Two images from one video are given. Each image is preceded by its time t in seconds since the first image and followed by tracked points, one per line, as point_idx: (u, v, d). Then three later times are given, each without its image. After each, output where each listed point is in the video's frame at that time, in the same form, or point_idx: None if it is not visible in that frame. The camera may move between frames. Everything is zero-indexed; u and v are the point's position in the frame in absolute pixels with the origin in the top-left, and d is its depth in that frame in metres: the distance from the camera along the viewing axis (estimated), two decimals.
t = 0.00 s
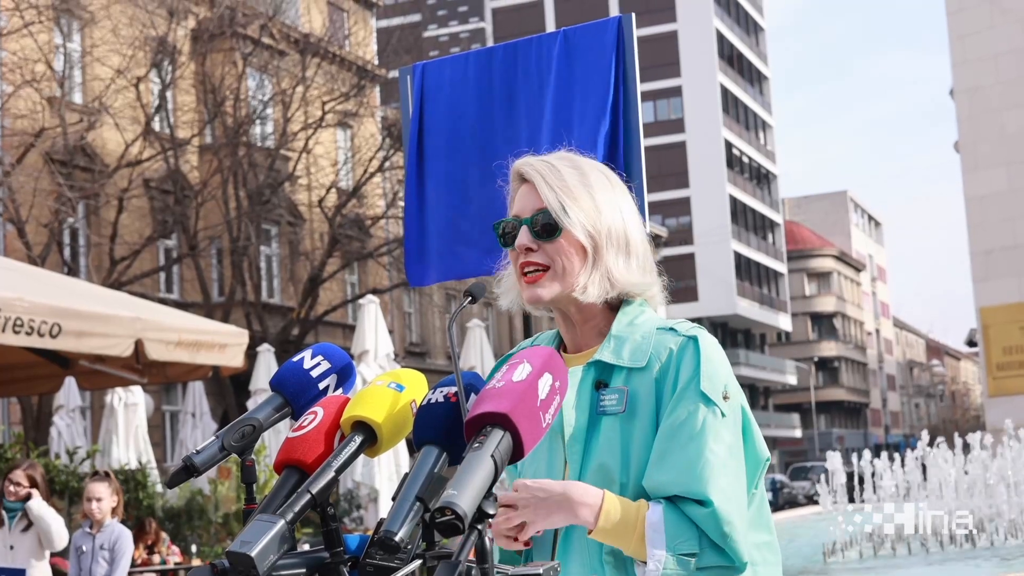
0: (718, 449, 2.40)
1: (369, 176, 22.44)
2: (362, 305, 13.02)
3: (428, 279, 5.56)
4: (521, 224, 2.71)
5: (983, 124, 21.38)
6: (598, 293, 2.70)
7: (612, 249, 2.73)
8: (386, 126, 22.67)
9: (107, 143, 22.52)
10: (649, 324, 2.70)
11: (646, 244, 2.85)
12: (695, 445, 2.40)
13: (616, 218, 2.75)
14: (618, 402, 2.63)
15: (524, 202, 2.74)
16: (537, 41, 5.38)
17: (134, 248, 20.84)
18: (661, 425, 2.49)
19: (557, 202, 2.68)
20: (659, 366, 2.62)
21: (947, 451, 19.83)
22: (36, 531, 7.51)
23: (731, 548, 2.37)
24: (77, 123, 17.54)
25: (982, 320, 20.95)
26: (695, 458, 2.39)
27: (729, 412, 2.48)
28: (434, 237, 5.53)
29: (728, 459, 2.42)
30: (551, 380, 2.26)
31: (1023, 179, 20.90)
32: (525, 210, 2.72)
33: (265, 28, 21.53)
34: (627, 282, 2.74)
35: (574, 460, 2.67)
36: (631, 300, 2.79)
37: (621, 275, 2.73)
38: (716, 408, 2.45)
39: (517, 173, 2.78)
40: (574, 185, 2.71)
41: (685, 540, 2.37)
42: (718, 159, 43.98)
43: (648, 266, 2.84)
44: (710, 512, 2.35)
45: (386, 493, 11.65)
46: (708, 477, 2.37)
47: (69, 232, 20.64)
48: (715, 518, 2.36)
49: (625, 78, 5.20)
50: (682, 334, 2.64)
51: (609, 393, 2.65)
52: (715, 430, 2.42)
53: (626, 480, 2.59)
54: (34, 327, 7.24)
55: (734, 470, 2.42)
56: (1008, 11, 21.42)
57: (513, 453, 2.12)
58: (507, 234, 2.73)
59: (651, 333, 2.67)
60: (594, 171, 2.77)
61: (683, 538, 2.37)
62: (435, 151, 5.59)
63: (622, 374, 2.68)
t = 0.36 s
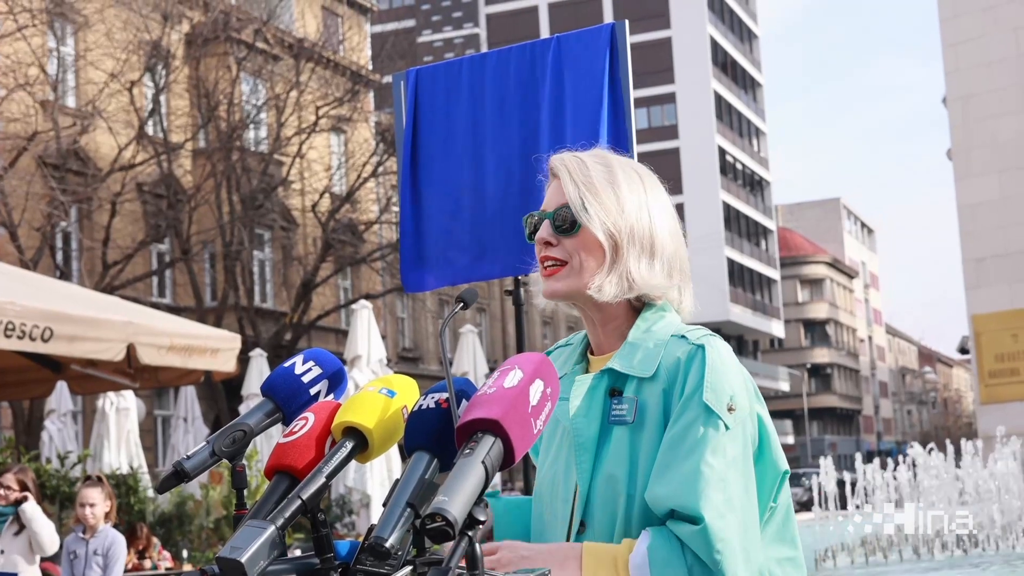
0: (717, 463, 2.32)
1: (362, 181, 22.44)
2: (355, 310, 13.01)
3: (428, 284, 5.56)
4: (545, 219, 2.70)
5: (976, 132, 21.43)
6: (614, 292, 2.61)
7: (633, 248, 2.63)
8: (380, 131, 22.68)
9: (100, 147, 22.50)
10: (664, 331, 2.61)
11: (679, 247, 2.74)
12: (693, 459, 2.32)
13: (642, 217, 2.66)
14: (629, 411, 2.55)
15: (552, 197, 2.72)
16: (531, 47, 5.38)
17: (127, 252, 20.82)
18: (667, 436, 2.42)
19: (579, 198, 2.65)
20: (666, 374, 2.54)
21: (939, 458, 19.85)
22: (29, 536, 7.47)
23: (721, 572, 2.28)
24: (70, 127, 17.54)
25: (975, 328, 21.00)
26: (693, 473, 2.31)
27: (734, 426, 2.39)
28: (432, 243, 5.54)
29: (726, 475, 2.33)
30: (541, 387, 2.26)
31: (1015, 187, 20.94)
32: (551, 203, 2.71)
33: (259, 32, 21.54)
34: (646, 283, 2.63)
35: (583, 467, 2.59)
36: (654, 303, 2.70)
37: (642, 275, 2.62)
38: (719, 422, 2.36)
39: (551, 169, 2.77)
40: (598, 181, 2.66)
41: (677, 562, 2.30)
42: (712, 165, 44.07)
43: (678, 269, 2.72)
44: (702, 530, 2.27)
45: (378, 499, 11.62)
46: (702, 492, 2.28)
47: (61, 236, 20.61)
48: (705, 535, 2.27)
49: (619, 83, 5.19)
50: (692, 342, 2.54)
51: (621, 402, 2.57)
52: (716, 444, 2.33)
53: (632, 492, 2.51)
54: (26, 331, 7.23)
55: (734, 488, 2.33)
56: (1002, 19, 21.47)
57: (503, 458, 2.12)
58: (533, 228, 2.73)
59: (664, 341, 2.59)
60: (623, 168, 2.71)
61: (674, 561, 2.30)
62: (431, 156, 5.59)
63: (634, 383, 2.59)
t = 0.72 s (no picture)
0: (710, 486, 2.25)
1: (348, 186, 22.43)
2: (340, 314, 12.99)
3: (413, 289, 5.52)
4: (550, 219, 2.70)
5: (961, 139, 21.48)
6: (601, 287, 2.55)
7: (624, 246, 2.54)
8: (366, 135, 22.65)
9: (84, 151, 22.43)
10: (673, 340, 2.50)
11: (691, 239, 2.58)
12: (687, 478, 2.26)
13: (638, 207, 2.55)
14: (630, 423, 2.47)
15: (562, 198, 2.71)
16: (516, 53, 5.43)
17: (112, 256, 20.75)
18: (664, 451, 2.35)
19: (574, 194, 2.62)
20: (669, 384, 2.44)
21: (923, 464, 19.92)
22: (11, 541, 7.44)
23: None
24: (55, 130, 17.48)
25: (959, 333, 21.14)
26: (686, 495, 2.25)
27: (733, 447, 2.31)
28: (417, 247, 5.50)
29: (721, 497, 2.26)
30: (525, 392, 2.28)
31: (1000, 193, 20.99)
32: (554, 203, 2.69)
33: (244, 36, 21.53)
34: (635, 277, 2.52)
35: (585, 475, 2.50)
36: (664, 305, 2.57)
37: (630, 268, 2.52)
38: (717, 443, 2.29)
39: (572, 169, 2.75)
40: (595, 174, 2.61)
41: None
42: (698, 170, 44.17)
43: (686, 264, 2.57)
44: (691, 556, 2.22)
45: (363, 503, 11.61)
46: (695, 517, 2.23)
47: (45, 240, 20.53)
48: (692, 560, 2.22)
49: (605, 89, 5.25)
50: (696, 355, 2.43)
51: (623, 412, 2.49)
52: (712, 467, 2.27)
53: (631, 506, 2.43)
54: (9, 335, 7.22)
55: (728, 512, 2.27)
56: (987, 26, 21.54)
57: (487, 465, 2.13)
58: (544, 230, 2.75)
59: (671, 351, 2.48)
60: (628, 159, 2.62)
61: None
62: (415, 160, 5.57)
63: (639, 395, 2.50)
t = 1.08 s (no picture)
0: (687, 495, 2.20)
1: (329, 188, 22.42)
2: (321, 316, 12.98)
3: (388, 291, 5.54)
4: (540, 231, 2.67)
5: (942, 143, 21.55)
6: (597, 295, 2.52)
7: (614, 253, 2.50)
8: (347, 137, 22.62)
9: (64, 151, 22.33)
10: (663, 345, 2.47)
11: (683, 241, 2.54)
12: (663, 488, 2.22)
13: (626, 213, 2.51)
14: (614, 428, 2.46)
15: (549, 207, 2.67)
16: (497, 55, 5.44)
17: (91, 257, 20.67)
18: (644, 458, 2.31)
19: (560, 204, 2.58)
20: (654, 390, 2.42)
21: (902, 467, 20.05)
22: None
23: None
24: (36, 130, 17.40)
25: (939, 337, 21.31)
26: (662, 503, 2.20)
27: (713, 456, 2.26)
28: (395, 249, 5.54)
29: (698, 507, 2.21)
30: (503, 395, 2.30)
31: (980, 199, 21.05)
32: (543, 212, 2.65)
33: (226, 37, 21.47)
34: (627, 283, 2.48)
35: (569, 476, 2.49)
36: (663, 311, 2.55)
37: (621, 274, 2.49)
38: (695, 452, 2.24)
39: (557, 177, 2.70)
40: (580, 181, 2.56)
41: None
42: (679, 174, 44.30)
43: (680, 268, 2.52)
44: (663, 567, 2.16)
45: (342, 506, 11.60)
46: (669, 526, 2.18)
47: (25, 241, 20.44)
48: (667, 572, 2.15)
49: (585, 93, 5.26)
50: (680, 361, 2.40)
51: (609, 417, 2.48)
52: (690, 476, 2.22)
53: (611, 511, 2.42)
54: None
55: (705, 523, 2.21)
56: (968, 31, 21.63)
57: (464, 467, 2.15)
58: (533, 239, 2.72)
59: (660, 355, 2.45)
60: (612, 161, 2.57)
61: None
62: (394, 163, 5.58)
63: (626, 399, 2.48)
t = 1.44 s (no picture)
0: (682, 504, 2.18)
1: (321, 188, 22.43)
2: (312, 316, 12.99)
3: (384, 290, 5.58)
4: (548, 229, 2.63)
5: (933, 144, 21.64)
6: (596, 296, 2.48)
7: (613, 255, 2.46)
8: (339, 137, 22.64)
9: (55, 151, 22.34)
10: (661, 349, 2.44)
11: (683, 244, 2.47)
12: (659, 495, 2.19)
13: (626, 214, 2.45)
14: (609, 431, 2.43)
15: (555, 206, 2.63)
16: (488, 56, 5.47)
17: (82, 257, 20.66)
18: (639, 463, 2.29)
19: (565, 203, 2.53)
20: (652, 399, 2.37)
21: (892, 467, 20.14)
22: None
23: None
24: (28, 130, 17.40)
25: (930, 337, 21.37)
26: (656, 513, 2.18)
27: (708, 466, 2.23)
28: (390, 250, 5.58)
29: (692, 516, 2.19)
30: (495, 396, 2.34)
31: (970, 200, 21.13)
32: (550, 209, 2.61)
33: (217, 37, 21.45)
34: (628, 286, 2.43)
35: (563, 479, 2.48)
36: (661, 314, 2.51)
37: (621, 278, 2.44)
38: (690, 461, 2.21)
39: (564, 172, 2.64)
40: (582, 180, 2.51)
41: None
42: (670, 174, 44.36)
43: (676, 272, 2.46)
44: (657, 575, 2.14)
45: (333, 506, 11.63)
46: (664, 536, 2.15)
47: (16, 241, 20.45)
48: None
49: (577, 93, 5.29)
50: (676, 368, 2.36)
51: (604, 421, 2.45)
52: (686, 486, 2.19)
53: (606, 515, 2.40)
54: None
55: (700, 530, 2.19)
56: (958, 32, 21.72)
57: (455, 466, 2.19)
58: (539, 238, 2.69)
59: (657, 360, 2.42)
60: (616, 159, 2.51)
61: None
62: (389, 164, 5.63)
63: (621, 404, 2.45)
